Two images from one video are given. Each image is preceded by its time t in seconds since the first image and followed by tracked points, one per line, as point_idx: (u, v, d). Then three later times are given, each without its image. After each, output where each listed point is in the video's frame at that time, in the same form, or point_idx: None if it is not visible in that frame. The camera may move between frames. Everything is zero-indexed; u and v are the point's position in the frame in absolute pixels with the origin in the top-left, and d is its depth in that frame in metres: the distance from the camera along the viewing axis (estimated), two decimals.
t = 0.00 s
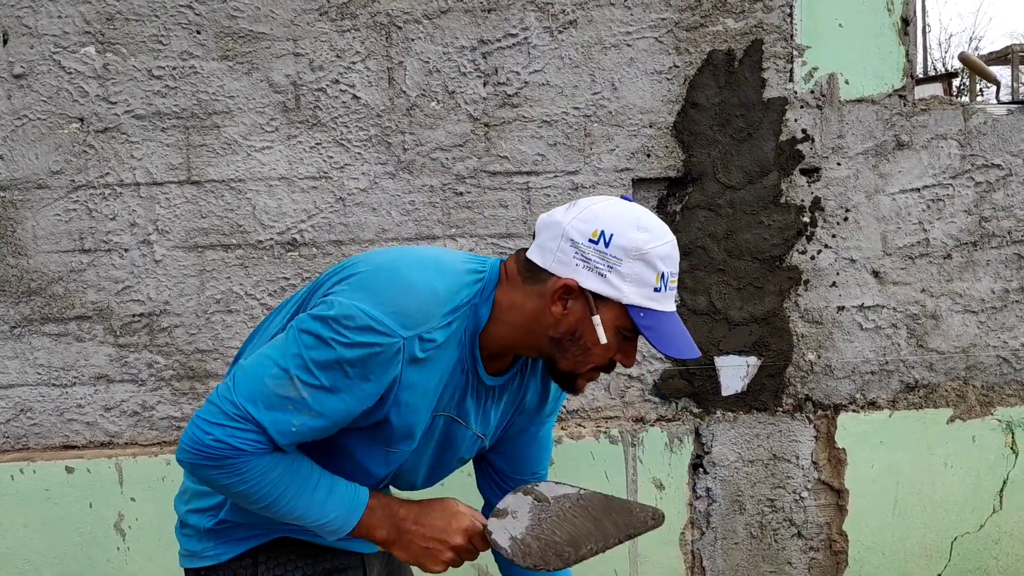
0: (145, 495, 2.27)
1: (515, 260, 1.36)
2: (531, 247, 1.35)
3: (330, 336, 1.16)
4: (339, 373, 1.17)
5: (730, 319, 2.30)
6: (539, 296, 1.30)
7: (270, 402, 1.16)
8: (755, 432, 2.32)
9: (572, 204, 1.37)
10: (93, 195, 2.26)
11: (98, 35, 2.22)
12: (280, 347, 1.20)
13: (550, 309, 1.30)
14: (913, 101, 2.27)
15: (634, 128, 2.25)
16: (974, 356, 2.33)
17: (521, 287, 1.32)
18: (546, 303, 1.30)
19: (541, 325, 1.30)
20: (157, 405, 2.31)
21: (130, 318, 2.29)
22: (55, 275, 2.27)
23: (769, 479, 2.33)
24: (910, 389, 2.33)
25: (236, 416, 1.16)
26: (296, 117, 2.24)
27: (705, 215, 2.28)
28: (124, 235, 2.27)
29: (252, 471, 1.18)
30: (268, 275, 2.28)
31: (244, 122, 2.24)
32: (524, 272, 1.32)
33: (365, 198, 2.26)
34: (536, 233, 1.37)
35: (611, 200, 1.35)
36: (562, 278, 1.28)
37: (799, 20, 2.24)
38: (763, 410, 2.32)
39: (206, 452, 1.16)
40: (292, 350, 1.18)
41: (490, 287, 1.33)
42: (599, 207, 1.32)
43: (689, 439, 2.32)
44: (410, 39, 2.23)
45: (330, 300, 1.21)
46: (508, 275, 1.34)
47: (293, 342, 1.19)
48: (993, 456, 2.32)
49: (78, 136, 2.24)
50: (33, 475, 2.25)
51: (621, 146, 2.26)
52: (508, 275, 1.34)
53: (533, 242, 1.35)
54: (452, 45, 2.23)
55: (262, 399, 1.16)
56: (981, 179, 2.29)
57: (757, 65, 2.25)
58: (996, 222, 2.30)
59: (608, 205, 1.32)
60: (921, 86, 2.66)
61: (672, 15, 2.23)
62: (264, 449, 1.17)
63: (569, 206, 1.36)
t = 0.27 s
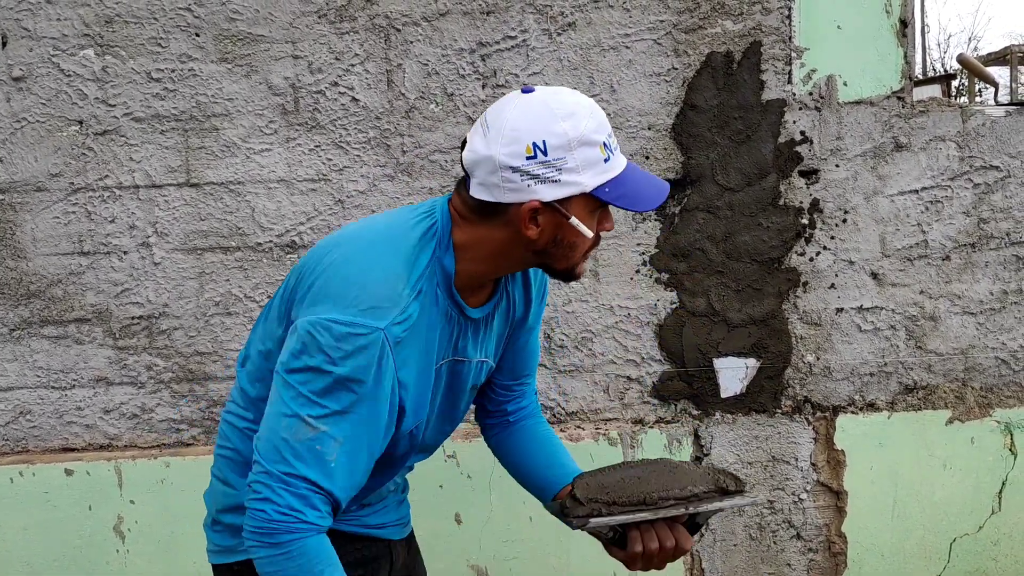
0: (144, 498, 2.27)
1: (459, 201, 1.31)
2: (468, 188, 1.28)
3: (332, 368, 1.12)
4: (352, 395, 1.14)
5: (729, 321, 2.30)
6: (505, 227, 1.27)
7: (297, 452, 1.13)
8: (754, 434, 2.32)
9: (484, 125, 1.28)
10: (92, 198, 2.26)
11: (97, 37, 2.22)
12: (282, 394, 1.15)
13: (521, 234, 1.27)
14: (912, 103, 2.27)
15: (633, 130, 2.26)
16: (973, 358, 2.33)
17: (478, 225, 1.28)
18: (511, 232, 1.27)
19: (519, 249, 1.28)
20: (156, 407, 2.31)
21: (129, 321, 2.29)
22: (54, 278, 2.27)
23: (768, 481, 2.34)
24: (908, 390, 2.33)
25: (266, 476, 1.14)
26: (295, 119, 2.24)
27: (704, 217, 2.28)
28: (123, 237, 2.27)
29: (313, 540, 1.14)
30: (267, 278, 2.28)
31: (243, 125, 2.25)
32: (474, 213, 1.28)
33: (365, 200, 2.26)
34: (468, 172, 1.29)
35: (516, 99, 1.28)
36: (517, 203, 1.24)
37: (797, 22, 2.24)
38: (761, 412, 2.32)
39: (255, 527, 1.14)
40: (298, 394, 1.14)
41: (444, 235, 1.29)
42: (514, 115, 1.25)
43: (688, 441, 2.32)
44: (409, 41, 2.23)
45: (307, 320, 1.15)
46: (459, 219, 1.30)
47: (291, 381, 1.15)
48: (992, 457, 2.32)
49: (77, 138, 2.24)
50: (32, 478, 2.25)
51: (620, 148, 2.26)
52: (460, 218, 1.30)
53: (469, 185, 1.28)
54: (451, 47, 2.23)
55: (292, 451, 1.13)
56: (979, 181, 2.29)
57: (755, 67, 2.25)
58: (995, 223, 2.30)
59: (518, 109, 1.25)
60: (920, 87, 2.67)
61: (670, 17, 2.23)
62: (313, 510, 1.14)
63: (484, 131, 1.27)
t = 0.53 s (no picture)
0: (143, 500, 2.27)
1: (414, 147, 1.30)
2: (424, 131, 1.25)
3: (355, 337, 1.05)
4: (380, 362, 1.06)
5: (727, 322, 2.30)
6: (475, 148, 1.27)
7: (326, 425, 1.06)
8: (753, 435, 2.33)
9: (413, 63, 1.22)
10: (92, 200, 2.26)
11: (96, 40, 2.22)
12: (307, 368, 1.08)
13: (491, 146, 1.28)
14: (910, 104, 2.27)
15: (631, 131, 2.26)
16: (971, 359, 2.33)
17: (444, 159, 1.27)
18: (480, 149, 1.27)
19: (496, 158, 1.30)
20: (156, 409, 2.31)
21: (128, 323, 2.29)
22: (53, 280, 2.28)
23: (767, 482, 2.34)
24: (907, 391, 2.33)
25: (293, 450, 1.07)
26: (294, 121, 2.24)
27: (702, 218, 2.28)
28: (123, 240, 2.27)
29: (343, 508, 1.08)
30: (267, 280, 2.28)
31: (242, 127, 2.25)
32: (435, 149, 1.26)
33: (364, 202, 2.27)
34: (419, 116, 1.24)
35: (429, 25, 1.22)
36: (480, 122, 1.23)
37: (796, 23, 2.25)
38: (760, 413, 2.33)
39: (280, 503, 1.07)
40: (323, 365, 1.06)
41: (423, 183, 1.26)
42: (439, 41, 1.20)
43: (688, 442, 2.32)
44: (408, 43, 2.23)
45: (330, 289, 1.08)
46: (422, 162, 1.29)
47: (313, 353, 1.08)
48: (991, 458, 2.32)
49: (76, 140, 2.25)
50: (32, 480, 2.26)
51: (618, 149, 2.26)
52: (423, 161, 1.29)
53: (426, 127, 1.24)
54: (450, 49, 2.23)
55: (324, 431, 1.06)
56: (977, 182, 2.29)
57: (754, 69, 2.25)
58: (993, 224, 2.30)
59: (440, 35, 1.20)
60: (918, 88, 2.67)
61: (668, 19, 2.23)
62: (346, 481, 1.08)
63: (417, 70, 1.21)
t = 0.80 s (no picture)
0: (145, 503, 2.28)
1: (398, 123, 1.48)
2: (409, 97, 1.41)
3: (401, 278, 1.09)
4: (423, 300, 1.11)
5: (728, 325, 2.31)
6: (449, 109, 1.46)
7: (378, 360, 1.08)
8: (753, 438, 2.33)
9: (393, 32, 1.38)
10: (94, 204, 2.27)
11: (98, 44, 2.23)
12: (351, 321, 1.11)
13: (463, 106, 1.47)
14: (909, 108, 2.28)
15: (632, 135, 2.26)
16: (971, 362, 2.34)
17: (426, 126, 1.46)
18: (455, 108, 1.47)
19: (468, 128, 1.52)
20: (157, 412, 2.32)
21: (130, 327, 2.29)
22: (55, 284, 2.28)
23: (767, 485, 2.34)
24: (907, 394, 2.34)
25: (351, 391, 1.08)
26: (295, 125, 2.25)
27: (703, 222, 2.29)
28: (124, 243, 2.28)
29: (416, 436, 1.10)
30: (268, 283, 2.28)
31: (244, 131, 2.25)
32: (414, 116, 1.45)
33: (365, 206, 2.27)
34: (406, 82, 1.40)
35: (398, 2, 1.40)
36: (459, 81, 1.43)
37: (796, 27, 2.25)
38: (760, 415, 2.34)
39: (352, 450, 1.08)
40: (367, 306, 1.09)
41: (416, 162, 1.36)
42: (416, 13, 1.38)
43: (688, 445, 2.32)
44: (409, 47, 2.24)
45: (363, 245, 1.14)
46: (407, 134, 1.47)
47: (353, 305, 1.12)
48: (990, 460, 2.33)
49: (78, 144, 2.25)
50: (34, 483, 2.26)
51: (619, 153, 2.27)
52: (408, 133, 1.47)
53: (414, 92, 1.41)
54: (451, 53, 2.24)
55: (383, 370, 1.08)
56: (977, 185, 2.30)
57: (754, 73, 2.26)
58: (993, 228, 2.31)
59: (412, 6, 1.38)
60: (917, 92, 2.68)
61: (669, 23, 2.24)
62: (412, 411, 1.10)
63: (397, 36, 1.37)
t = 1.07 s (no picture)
0: (148, 509, 2.28)
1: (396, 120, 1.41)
2: (408, 86, 1.36)
3: (456, 225, 1.17)
4: (478, 244, 1.19)
5: (730, 333, 2.31)
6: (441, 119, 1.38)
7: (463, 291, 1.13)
8: (755, 446, 2.33)
9: (417, 30, 1.37)
10: (98, 210, 2.27)
11: (104, 51, 2.24)
12: (420, 274, 1.15)
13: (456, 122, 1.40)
14: (912, 117, 2.28)
15: (635, 143, 2.27)
16: (973, 370, 2.34)
17: (416, 122, 1.39)
18: (448, 115, 1.38)
19: (458, 141, 1.42)
20: (161, 418, 2.32)
21: (134, 333, 2.30)
22: (60, 290, 2.29)
23: (770, 493, 2.35)
24: (909, 403, 2.34)
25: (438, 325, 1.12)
26: (300, 132, 2.26)
27: (706, 230, 2.29)
28: (129, 249, 2.28)
29: (508, 354, 1.16)
30: (272, 290, 2.29)
31: (249, 138, 2.26)
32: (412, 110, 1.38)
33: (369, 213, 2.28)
34: (409, 72, 1.35)
35: (437, 13, 1.41)
36: (459, 88, 1.36)
37: (799, 36, 2.26)
38: (763, 423, 2.34)
39: (460, 377, 1.13)
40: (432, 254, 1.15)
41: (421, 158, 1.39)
42: (446, 20, 1.37)
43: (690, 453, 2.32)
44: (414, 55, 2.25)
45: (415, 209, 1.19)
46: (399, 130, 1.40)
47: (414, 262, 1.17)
48: (992, 469, 2.33)
49: (83, 151, 2.26)
50: (37, 489, 2.26)
51: (622, 161, 2.28)
52: (399, 127, 1.40)
53: (413, 81, 1.35)
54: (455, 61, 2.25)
55: (468, 307, 1.13)
56: (979, 195, 2.30)
57: (757, 82, 2.26)
58: (995, 237, 2.32)
59: (445, 17, 1.38)
60: (920, 101, 2.68)
61: (672, 32, 2.25)
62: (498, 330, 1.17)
63: (420, 32, 1.36)
